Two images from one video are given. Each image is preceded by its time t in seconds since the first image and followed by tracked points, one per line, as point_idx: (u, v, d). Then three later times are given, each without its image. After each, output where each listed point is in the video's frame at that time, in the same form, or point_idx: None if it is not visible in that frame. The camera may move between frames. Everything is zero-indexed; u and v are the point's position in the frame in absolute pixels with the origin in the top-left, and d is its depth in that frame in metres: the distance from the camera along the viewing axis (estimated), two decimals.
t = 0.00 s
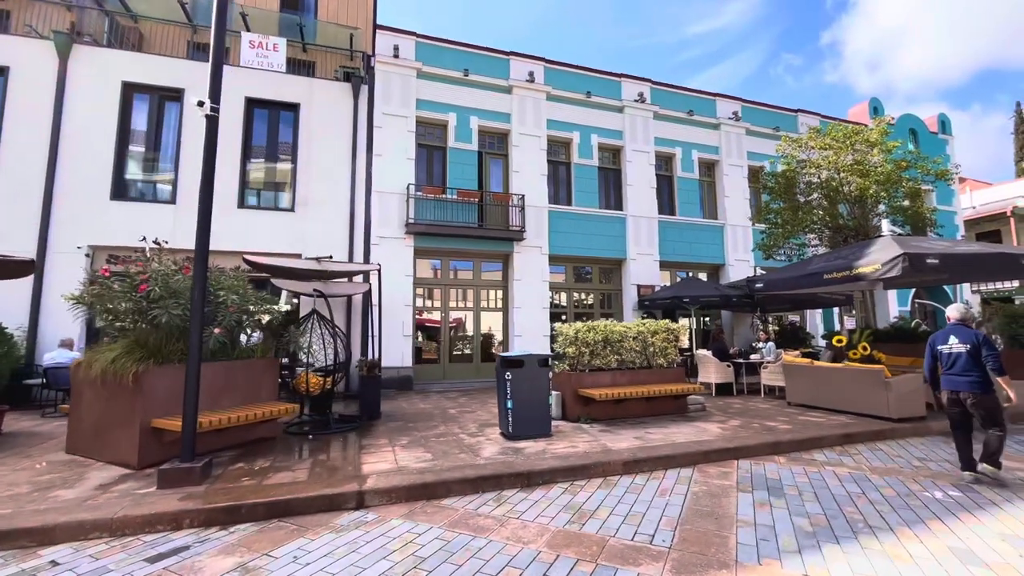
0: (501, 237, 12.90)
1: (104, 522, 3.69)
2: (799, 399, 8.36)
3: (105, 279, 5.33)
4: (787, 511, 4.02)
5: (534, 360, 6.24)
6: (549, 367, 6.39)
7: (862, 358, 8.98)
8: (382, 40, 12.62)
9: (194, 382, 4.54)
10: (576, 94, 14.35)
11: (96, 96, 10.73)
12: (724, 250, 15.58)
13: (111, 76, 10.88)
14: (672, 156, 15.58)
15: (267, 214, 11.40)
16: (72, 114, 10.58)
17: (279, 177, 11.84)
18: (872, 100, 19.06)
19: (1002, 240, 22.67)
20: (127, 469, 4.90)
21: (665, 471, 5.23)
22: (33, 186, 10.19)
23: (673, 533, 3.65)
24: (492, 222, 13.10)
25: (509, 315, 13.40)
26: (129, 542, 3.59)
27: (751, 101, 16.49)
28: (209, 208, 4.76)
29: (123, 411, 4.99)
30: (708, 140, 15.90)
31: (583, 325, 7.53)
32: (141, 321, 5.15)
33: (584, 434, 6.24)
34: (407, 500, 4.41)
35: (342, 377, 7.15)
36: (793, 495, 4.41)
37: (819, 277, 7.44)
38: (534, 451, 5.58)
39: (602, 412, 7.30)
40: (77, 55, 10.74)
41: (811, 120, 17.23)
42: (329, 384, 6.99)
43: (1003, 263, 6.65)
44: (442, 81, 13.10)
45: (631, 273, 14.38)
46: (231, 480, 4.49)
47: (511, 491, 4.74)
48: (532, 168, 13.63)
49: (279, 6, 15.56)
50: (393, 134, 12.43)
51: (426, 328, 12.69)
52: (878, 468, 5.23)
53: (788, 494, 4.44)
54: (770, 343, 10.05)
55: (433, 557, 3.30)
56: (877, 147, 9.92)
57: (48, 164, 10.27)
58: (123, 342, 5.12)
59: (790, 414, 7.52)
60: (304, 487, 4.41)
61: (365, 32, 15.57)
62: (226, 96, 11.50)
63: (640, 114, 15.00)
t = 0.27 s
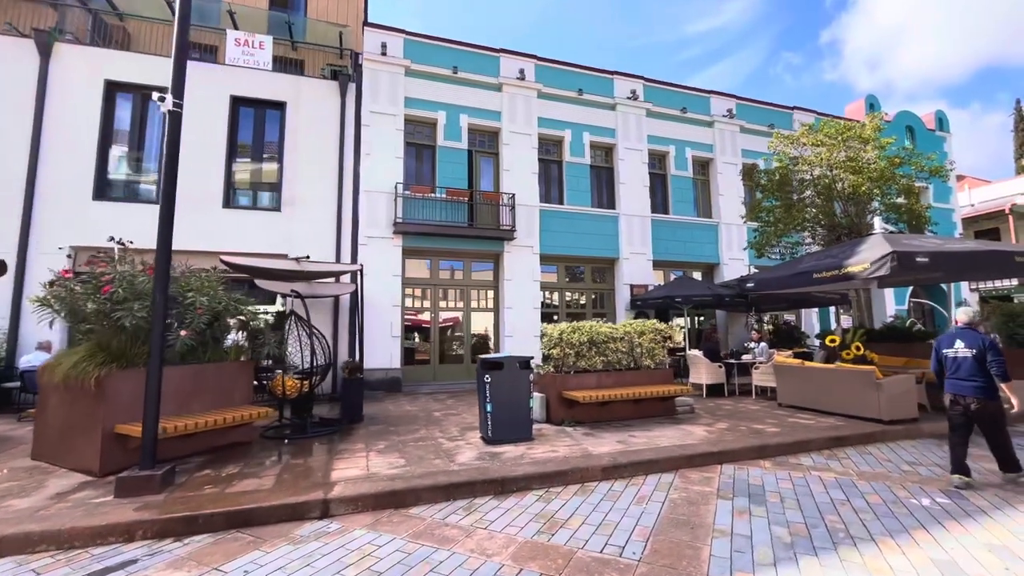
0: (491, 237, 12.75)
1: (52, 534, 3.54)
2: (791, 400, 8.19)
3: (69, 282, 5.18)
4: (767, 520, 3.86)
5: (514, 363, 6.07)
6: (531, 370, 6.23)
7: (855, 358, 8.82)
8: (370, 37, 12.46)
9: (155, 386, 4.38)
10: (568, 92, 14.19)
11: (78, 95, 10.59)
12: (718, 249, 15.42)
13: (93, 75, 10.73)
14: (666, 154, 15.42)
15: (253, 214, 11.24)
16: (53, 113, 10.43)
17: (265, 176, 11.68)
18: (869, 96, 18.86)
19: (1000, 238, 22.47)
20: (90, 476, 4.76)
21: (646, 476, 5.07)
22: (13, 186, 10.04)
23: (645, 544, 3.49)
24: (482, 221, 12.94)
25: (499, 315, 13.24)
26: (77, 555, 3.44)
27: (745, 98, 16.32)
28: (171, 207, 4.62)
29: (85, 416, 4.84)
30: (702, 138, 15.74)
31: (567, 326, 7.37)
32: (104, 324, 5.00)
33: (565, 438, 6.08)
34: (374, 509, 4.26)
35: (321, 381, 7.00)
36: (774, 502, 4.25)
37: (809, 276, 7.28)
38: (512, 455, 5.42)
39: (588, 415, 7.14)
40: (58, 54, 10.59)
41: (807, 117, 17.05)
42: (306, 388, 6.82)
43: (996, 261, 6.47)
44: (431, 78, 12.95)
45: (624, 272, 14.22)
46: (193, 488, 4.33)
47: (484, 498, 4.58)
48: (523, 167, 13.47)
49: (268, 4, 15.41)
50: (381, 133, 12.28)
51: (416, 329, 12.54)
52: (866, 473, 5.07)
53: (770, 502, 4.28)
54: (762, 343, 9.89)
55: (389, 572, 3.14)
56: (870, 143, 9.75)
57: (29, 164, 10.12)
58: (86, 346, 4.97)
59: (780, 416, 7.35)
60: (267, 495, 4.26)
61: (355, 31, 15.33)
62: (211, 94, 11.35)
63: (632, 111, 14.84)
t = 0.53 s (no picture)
0: (483, 234, 12.60)
1: None
2: (782, 400, 8.02)
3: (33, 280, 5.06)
4: (743, 525, 3.70)
5: (494, 362, 5.92)
6: (511, 369, 6.08)
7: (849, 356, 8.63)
8: (359, 33, 12.32)
9: (116, 385, 4.26)
10: (561, 88, 14.02)
11: (64, 93, 10.50)
12: (714, 247, 15.23)
13: (79, 72, 10.63)
14: (661, 150, 15.23)
15: (240, 212, 11.13)
16: (38, 111, 10.34)
17: (253, 173, 11.55)
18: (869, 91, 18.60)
19: (1004, 234, 22.14)
20: (53, 479, 4.64)
21: (625, 479, 4.91)
22: None
23: (612, 551, 3.34)
24: (473, 218, 12.81)
25: (491, 313, 13.09)
26: (23, 561, 3.32)
27: (742, 94, 16.11)
28: (134, 202, 4.51)
29: (49, 417, 4.72)
30: (698, 133, 15.54)
31: (552, 324, 7.22)
32: (69, 323, 4.89)
33: (546, 439, 5.93)
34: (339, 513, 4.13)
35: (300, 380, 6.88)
36: (753, 506, 4.10)
37: (798, 272, 7.11)
38: (488, 457, 5.28)
39: (572, 415, 6.99)
40: (43, 51, 10.50)
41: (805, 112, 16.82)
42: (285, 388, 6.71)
43: (990, 256, 6.28)
44: (422, 75, 12.81)
45: (618, 270, 14.05)
46: (153, 491, 4.21)
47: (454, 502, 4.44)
48: (515, 163, 13.32)
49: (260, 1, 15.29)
50: (371, 129, 12.15)
51: (407, 328, 12.40)
52: (853, 475, 4.90)
53: (749, 505, 4.12)
54: (755, 341, 9.71)
55: None
56: (865, 137, 9.57)
57: (13, 162, 10.04)
58: (50, 345, 4.85)
59: (770, 416, 7.18)
60: (229, 499, 4.14)
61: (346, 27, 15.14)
62: (198, 91, 11.24)
63: (627, 107, 14.66)
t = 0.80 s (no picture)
0: (475, 232, 12.44)
1: None
2: (774, 400, 7.82)
3: None
4: (716, 534, 3.53)
5: (471, 362, 5.77)
6: (490, 368, 5.92)
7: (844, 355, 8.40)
8: (348, 28, 12.17)
9: (74, 386, 4.15)
10: (554, 83, 13.82)
11: (50, 90, 10.42)
12: (712, 243, 15.00)
13: (65, 70, 10.56)
14: (657, 146, 15.01)
15: (229, 210, 11.03)
16: (24, 108, 10.28)
17: (241, 171, 11.44)
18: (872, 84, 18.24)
19: (1011, 230, 21.73)
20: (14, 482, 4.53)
21: (601, 483, 4.75)
22: None
23: (574, 562, 3.18)
24: (465, 216, 12.65)
25: (484, 311, 12.94)
26: None
27: (740, 88, 15.84)
28: (93, 198, 4.39)
29: (11, 418, 4.61)
30: (695, 128, 15.30)
31: (536, 322, 7.05)
32: (32, 323, 4.78)
33: (525, 440, 5.78)
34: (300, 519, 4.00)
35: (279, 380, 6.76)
36: (730, 513, 3.93)
37: (788, 269, 6.92)
38: (462, 460, 5.13)
39: (556, 415, 6.83)
40: (29, 48, 10.43)
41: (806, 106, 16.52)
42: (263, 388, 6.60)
43: (985, 251, 6.08)
44: (412, 70, 12.65)
45: (613, 267, 13.86)
46: (111, 496, 4.10)
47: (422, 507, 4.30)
48: (508, 160, 13.15)
49: None
50: (361, 126, 12.01)
51: (398, 326, 12.27)
52: (838, 480, 4.71)
53: (726, 512, 3.96)
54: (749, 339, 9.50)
55: None
56: (861, 131, 9.33)
57: None
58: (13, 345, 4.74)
59: (760, 416, 6.99)
60: (188, 504, 4.02)
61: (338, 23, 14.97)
62: (186, 88, 11.13)
63: (622, 102, 14.44)
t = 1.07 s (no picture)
0: (467, 229, 12.30)
1: None
2: (766, 400, 7.63)
3: None
4: (689, 542, 3.37)
5: (449, 361, 5.61)
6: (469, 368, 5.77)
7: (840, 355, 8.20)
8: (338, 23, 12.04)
9: (32, 386, 4.03)
10: (548, 78, 13.64)
11: (36, 86, 10.33)
12: (709, 241, 14.79)
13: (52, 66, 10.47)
14: (654, 142, 14.80)
15: (217, 207, 10.93)
16: (11, 105, 10.20)
17: (230, 167, 11.34)
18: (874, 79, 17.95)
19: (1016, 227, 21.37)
20: None
21: (578, 486, 4.60)
22: None
23: (536, 571, 3.03)
24: (458, 213, 12.51)
25: (477, 310, 12.79)
26: None
27: (739, 83, 15.60)
28: (52, 192, 4.27)
29: None
30: (692, 124, 15.08)
31: (520, 321, 6.90)
32: None
33: (504, 442, 5.62)
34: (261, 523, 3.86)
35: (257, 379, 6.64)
36: (707, 519, 3.76)
37: (778, 265, 6.74)
38: (437, 462, 4.98)
39: (540, 415, 6.68)
40: (15, 44, 10.34)
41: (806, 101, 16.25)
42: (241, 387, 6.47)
43: (980, 246, 5.88)
44: (404, 65, 12.50)
45: (607, 265, 13.68)
46: (68, 499, 3.98)
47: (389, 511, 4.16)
48: (501, 156, 12.98)
49: None
50: (351, 122, 11.87)
51: (389, 325, 12.15)
52: (824, 484, 4.54)
53: (703, 518, 3.79)
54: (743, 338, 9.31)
55: None
56: (858, 124, 9.10)
57: None
58: None
59: (750, 417, 6.81)
60: (147, 507, 3.90)
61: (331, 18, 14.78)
62: (174, 84, 11.03)
63: (617, 97, 14.24)
